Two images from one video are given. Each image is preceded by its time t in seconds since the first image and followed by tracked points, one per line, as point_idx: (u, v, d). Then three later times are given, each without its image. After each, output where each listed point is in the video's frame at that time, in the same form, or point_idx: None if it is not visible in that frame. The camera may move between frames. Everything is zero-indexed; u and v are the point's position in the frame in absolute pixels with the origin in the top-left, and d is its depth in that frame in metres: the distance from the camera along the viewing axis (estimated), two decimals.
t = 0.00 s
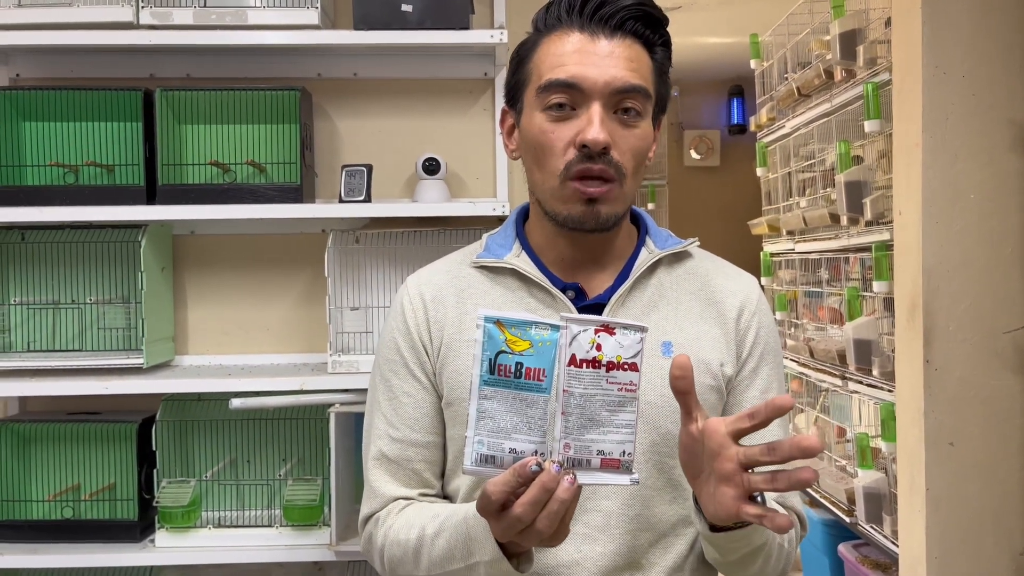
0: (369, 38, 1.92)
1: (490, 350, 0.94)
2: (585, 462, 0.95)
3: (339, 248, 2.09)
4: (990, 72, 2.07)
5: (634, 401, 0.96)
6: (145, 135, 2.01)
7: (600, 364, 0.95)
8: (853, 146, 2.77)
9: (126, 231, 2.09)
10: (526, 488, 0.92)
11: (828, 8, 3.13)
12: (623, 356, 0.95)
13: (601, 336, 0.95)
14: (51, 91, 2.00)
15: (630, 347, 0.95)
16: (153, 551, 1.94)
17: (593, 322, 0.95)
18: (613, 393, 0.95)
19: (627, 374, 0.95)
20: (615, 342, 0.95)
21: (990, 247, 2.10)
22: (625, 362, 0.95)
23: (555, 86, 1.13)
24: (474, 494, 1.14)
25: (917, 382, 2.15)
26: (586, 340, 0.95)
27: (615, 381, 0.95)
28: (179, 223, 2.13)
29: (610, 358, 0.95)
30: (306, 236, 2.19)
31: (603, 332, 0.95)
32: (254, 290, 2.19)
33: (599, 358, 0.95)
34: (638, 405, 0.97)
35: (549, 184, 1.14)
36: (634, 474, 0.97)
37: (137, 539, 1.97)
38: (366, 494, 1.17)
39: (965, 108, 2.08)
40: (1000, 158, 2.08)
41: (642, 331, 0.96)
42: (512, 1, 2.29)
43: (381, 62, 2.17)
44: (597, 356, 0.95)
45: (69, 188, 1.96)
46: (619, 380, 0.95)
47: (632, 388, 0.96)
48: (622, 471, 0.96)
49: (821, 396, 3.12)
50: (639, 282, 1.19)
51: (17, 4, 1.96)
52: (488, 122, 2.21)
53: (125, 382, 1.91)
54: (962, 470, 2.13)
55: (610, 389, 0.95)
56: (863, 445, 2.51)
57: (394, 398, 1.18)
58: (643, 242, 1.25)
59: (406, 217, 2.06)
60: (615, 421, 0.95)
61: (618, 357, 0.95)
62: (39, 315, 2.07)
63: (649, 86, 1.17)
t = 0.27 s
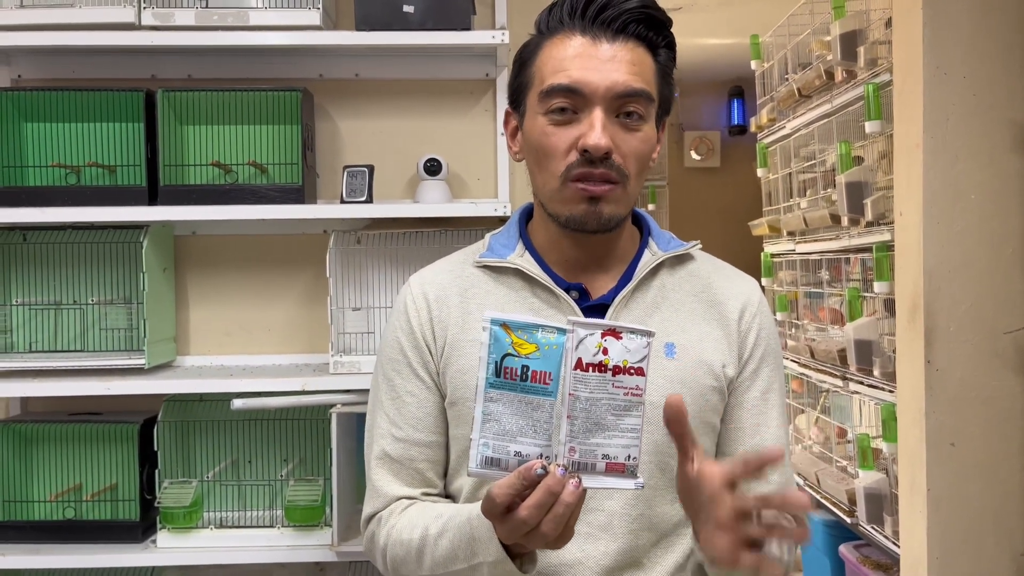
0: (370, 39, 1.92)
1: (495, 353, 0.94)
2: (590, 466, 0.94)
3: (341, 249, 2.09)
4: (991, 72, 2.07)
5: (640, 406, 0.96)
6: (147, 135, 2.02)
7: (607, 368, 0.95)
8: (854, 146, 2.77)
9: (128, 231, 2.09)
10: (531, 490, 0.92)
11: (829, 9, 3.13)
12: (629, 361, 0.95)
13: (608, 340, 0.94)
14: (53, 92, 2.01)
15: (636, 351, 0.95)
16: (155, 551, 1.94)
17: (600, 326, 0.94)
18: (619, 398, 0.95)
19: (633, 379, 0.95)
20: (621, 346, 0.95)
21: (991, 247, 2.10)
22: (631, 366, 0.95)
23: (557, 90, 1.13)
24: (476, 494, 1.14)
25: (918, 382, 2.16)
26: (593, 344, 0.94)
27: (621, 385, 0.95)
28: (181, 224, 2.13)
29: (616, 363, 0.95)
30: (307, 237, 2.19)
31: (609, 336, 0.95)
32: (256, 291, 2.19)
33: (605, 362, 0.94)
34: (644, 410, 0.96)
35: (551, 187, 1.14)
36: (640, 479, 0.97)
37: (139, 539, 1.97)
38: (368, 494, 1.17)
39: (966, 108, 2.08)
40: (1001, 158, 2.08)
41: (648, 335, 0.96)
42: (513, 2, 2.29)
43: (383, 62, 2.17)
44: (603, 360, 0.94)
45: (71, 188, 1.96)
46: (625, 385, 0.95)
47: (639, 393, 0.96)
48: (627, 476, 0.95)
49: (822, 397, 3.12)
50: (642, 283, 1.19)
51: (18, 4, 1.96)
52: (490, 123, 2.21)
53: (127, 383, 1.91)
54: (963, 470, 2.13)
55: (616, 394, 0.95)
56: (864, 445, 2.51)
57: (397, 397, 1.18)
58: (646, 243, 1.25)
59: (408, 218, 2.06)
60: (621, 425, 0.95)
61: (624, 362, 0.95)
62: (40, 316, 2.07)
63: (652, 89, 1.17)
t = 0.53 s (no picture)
0: (371, 40, 1.92)
1: (493, 361, 0.95)
2: (586, 476, 0.95)
3: (341, 250, 2.08)
4: (991, 73, 2.07)
5: (638, 416, 0.96)
6: (147, 137, 2.01)
7: (604, 379, 0.95)
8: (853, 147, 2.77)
9: (128, 233, 2.09)
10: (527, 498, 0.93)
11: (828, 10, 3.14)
12: (626, 372, 0.95)
13: (605, 351, 0.94)
14: (53, 94, 2.01)
15: (634, 363, 0.95)
16: (154, 553, 1.94)
17: (598, 336, 0.94)
18: (615, 408, 0.95)
19: (630, 390, 0.95)
20: (619, 357, 0.94)
21: (991, 248, 2.10)
22: (628, 377, 0.95)
23: (551, 92, 1.13)
24: (475, 497, 1.14)
25: (918, 383, 2.16)
26: (591, 354, 0.94)
27: (618, 395, 0.95)
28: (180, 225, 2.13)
29: (613, 373, 0.95)
30: (307, 238, 2.19)
31: (607, 347, 0.94)
32: (256, 292, 2.19)
33: (602, 373, 0.95)
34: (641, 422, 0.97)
35: (545, 189, 1.15)
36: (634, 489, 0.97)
37: (140, 541, 1.97)
38: (368, 493, 1.17)
39: (966, 109, 2.09)
40: (1000, 159, 2.09)
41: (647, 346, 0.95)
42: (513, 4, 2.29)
43: (383, 64, 2.17)
44: (601, 371, 0.95)
45: (71, 190, 1.96)
46: (622, 396, 0.95)
47: (636, 404, 0.96)
48: (622, 486, 0.96)
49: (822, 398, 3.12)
50: (645, 286, 1.19)
51: (18, 6, 1.96)
52: (490, 124, 2.21)
53: (127, 384, 1.91)
54: (963, 471, 2.13)
55: (613, 405, 0.95)
56: (864, 446, 2.51)
57: (398, 397, 1.18)
58: (648, 246, 1.25)
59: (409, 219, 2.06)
60: (617, 435, 0.95)
61: (622, 372, 0.95)
62: (40, 318, 2.06)
63: (650, 89, 1.15)
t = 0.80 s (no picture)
0: (367, 42, 1.92)
1: (490, 361, 0.94)
2: (584, 474, 0.95)
3: (338, 252, 2.08)
4: (987, 74, 2.08)
5: (633, 413, 0.95)
6: (143, 138, 2.01)
7: (599, 376, 0.94)
8: (851, 148, 2.77)
9: (124, 235, 2.09)
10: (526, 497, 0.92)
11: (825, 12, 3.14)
12: (622, 369, 0.94)
13: (601, 349, 0.94)
14: (49, 95, 2.00)
15: (629, 360, 0.95)
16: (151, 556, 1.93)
17: (593, 334, 0.94)
18: (612, 406, 0.94)
19: (626, 387, 0.95)
20: (614, 355, 0.94)
21: (987, 249, 2.10)
22: (624, 375, 0.95)
23: (547, 93, 1.13)
24: (474, 498, 1.14)
25: (916, 385, 2.16)
26: (586, 352, 0.94)
27: (614, 394, 0.94)
28: (177, 227, 2.13)
29: (610, 371, 0.94)
30: (304, 240, 2.19)
31: (602, 344, 0.94)
32: (252, 294, 2.19)
33: (598, 371, 0.94)
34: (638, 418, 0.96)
35: (538, 191, 1.15)
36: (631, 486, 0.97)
37: (136, 544, 1.96)
38: (366, 495, 1.16)
39: (963, 111, 2.09)
40: (997, 160, 2.09)
41: (642, 344, 0.95)
42: (510, 5, 2.30)
43: (379, 66, 2.17)
44: (597, 369, 0.94)
45: (67, 192, 1.96)
46: (618, 393, 0.94)
47: (631, 401, 0.95)
48: (619, 484, 0.96)
49: (820, 399, 3.12)
50: (640, 288, 1.19)
51: (14, 8, 1.96)
52: (487, 126, 2.21)
53: (123, 386, 1.90)
54: (961, 472, 2.13)
55: (609, 402, 0.94)
56: (862, 448, 2.49)
57: (395, 399, 1.17)
58: (644, 247, 1.25)
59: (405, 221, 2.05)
60: (615, 433, 0.95)
61: (618, 370, 0.95)
62: (36, 320, 2.06)
63: (645, 94, 1.16)
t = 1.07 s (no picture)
0: (361, 43, 1.92)
1: (482, 365, 0.94)
2: (573, 480, 0.95)
3: (332, 254, 2.08)
4: (981, 75, 2.08)
5: (624, 421, 0.95)
6: (137, 140, 2.01)
7: (590, 384, 0.94)
8: (846, 149, 2.77)
9: (119, 237, 2.08)
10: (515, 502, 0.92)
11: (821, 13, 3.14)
12: (613, 377, 0.94)
13: (592, 357, 0.94)
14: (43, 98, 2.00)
15: (620, 368, 0.94)
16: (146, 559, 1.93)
17: (585, 342, 0.94)
18: (602, 413, 0.94)
19: (616, 395, 0.94)
20: (606, 363, 0.94)
21: (982, 250, 2.10)
22: (615, 383, 0.94)
23: (542, 101, 1.12)
24: (469, 499, 1.14)
25: (911, 385, 2.16)
26: (577, 360, 0.94)
27: (605, 401, 0.94)
28: (171, 229, 2.12)
29: (601, 379, 0.94)
30: (299, 242, 2.19)
31: (594, 352, 0.94)
32: (247, 296, 2.19)
33: (589, 378, 0.94)
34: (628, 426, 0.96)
35: (538, 198, 1.15)
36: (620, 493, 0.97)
37: (130, 547, 1.96)
38: (362, 496, 1.16)
39: (958, 111, 2.09)
40: (992, 160, 2.09)
41: (634, 353, 0.94)
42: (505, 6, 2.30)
43: (374, 67, 2.17)
44: (587, 376, 0.94)
45: (61, 194, 1.95)
46: (608, 401, 0.94)
47: (622, 409, 0.95)
48: (608, 491, 0.96)
49: (817, 399, 3.12)
50: (634, 288, 1.19)
51: (7, 10, 1.95)
52: (482, 127, 2.21)
53: (118, 389, 1.90)
54: (957, 472, 2.13)
55: (600, 410, 0.94)
56: (858, 447, 2.51)
57: (391, 400, 1.17)
58: (639, 247, 1.24)
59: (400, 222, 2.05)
60: (605, 441, 0.95)
61: (608, 377, 0.94)
62: (30, 323, 2.06)
63: (640, 97, 1.16)
